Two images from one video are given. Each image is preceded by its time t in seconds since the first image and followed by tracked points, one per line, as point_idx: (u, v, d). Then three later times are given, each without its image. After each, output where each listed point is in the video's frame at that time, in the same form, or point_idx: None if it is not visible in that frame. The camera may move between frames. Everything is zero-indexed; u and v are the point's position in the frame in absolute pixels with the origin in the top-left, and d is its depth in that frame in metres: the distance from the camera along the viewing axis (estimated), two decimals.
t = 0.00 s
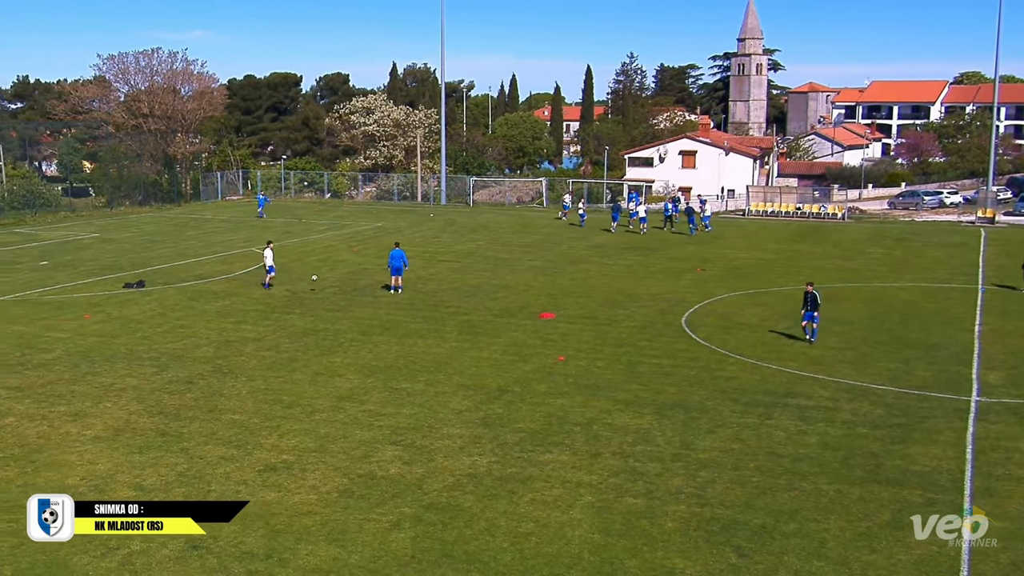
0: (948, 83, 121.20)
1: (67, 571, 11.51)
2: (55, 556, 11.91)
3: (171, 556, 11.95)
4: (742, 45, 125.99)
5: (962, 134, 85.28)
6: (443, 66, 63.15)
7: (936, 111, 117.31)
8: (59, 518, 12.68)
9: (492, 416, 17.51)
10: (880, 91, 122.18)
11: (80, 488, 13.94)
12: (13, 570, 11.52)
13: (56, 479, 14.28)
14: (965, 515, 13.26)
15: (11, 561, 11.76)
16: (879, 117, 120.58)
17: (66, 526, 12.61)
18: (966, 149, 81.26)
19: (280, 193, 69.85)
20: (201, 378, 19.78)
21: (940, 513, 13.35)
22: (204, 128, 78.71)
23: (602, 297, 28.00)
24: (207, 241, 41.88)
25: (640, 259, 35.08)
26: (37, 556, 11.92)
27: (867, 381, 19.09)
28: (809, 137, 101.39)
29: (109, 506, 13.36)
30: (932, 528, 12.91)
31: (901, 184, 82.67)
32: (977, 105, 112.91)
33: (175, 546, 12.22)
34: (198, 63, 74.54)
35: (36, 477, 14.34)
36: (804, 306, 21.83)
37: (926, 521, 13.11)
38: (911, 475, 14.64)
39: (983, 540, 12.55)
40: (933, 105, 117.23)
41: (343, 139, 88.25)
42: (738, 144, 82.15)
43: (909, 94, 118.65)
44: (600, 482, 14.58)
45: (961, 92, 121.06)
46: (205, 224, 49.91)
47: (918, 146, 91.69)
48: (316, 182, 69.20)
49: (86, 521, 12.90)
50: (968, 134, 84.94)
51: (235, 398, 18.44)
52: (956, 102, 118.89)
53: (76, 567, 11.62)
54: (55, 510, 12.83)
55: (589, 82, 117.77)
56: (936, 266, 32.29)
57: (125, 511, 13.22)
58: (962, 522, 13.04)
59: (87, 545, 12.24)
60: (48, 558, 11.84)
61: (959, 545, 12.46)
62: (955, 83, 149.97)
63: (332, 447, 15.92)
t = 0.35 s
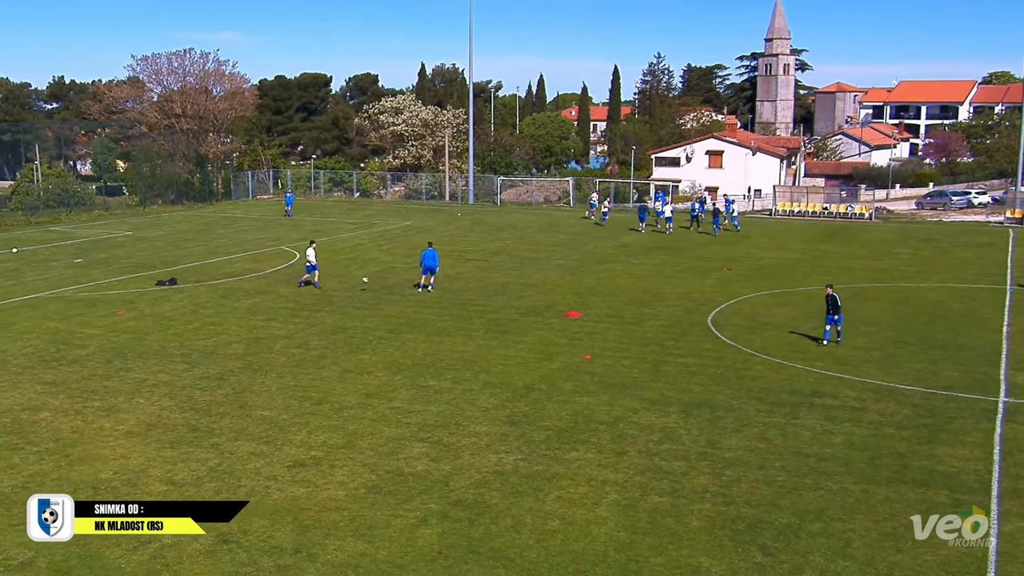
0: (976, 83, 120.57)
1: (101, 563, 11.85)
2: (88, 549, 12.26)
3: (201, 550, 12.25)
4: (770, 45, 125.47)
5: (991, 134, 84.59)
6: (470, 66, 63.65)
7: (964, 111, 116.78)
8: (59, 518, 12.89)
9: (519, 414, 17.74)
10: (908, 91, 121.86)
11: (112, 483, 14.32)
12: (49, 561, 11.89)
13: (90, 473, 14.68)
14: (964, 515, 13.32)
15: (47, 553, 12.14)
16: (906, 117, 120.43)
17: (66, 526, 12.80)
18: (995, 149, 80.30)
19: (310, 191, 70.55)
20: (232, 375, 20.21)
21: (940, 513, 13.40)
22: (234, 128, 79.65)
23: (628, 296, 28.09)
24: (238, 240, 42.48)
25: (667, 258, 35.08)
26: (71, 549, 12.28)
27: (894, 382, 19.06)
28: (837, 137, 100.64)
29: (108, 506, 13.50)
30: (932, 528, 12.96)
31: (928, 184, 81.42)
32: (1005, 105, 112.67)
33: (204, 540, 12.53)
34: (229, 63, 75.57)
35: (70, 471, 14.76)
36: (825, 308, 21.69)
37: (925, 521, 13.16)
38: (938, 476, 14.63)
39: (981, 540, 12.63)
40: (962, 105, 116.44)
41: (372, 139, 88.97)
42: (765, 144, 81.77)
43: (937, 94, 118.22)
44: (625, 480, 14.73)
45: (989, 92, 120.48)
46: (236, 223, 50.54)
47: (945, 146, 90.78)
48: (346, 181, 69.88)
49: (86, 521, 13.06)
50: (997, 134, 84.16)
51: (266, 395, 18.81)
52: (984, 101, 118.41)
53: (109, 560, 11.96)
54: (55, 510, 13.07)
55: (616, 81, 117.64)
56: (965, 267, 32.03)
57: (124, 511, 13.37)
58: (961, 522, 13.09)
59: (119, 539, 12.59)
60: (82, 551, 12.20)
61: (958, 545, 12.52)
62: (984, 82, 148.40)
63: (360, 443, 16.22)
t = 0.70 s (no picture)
0: (987, 83, 120.10)
1: (117, 558, 12.09)
2: (104, 545, 12.47)
3: (217, 545, 12.47)
4: (781, 46, 125.19)
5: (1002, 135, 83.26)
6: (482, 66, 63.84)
7: (975, 111, 116.32)
8: (58, 519, 12.97)
9: (531, 411, 17.90)
10: (918, 91, 121.57)
11: (129, 479, 14.56)
12: (66, 556, 12.14)
13: (107, 469, 14.95)
14: (964, 515, 13.34)
15: (65, 547, 12.41)
16: (917, 117, 120.05)
17: (67, 526, 12.89)
18: (1006, 150, 79.15)
19: (324, 191, 70.83)
20: (246, 372, 20.47)
21: (940, 513, 13.43)
22: (249, 127, 80.10)
23: (640, 295, 28.18)
24: (252, 239, 42.80)
25: (677, 258, 35.14)
26: (87, 545, 12.49)
27: (905, 381, 19.09)
28: (848, 137, 100.35)
29: (109, 506, 13.59)
30: (931, 528, 13.00)
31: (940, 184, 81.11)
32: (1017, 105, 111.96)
33: (219, 536, 12.74)
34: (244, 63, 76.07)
35: (88, 467, 15.02)
36: (832, 308, 21.67)
37: (925, 521, 13.20)
38: (948, 475, 14.69)
39: (982, 540, 12.66)
40: (973, 105, 115.97)
41: (386, 139, 89.29)
42: (776, 144, 81.57)
43: (946, 94, 117.89)
44: (636, 478, 14.87)
45: (1000, 92, 119.97)
46: (250, 222, 50.89)
47: (956, 146, 90.33)
48: (359, 181, 70.19)
49: (86, 521, 13.13)
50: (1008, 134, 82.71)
51: (280, 392, 19.04)
52: (996, 101, 117.88)
53: (125, 555, 12.20)
54: (55, 510, 13.17)
55: (629, 81, 117.58)
56: (977, 266, 31.95)
57: (124, 511, 13.45)
58: (962, 522, 13.12)
59: (136, 534, 12.82)
60: (99, 546, 12.43)
61: (958, 545, 12.55)
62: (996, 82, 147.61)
63: (373, 441, 16.43)
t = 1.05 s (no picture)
0: (989, 83, 120.04)
1: (125, 555, 12.21)
2: (112, 542, 12.60)
3: (223, 542, 12.59)
4: (784, 46, 125.17)
5: (1004, 134, 83.41)
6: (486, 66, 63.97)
7: (977, 111, 116.30)
8: (58, 518, 13.02)
9: (535, 409, 18.02)
10: (919, 91, 121.59)
11: (137, 476, 14.71)
12: (75, 553, 12.27)
13: (115, 466, 15.09)
14: (964, 515, 13.39)
15: (72, 544, 12.53)
16: (919, 117, 119.97)
17: (66, 526, 12.92)
18: (1008, 149, 79.37)
19: (330, 190, 70.96)
20: (254, 370, 20.63)
21: (940, 513, 13.48)
22: (255, 128, 80.31)
23: (643, 294, 28.29)
24: (258, 238, 42.92)
25: (681, 257, 35.24)
26: (94, 542, 12.62)
27: (906, 379, 19.19)
28: (850, 136, 100.43)
29: (108, 506, 13.62)
30: (931, 528, 13.05)
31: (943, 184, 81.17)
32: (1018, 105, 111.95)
33: (226, 532, 12.89)
34: (250, 64, 76.30)
35: (97, 464, 15.15)
36: (835, 308, 21.72)
37: (925, 521, 13.25)
38: (950, 473, 14.77)
39: (981, 540, 12.72)
40: (974, 105, 115.98)
41: (391, 139, 89.46)
42: (779, 144, 81.55)
43: (947, 94, 117.85)
44: (640, 475, 14.99)
45: (1002, 92, 119.97)
46: (256, 221, 51.05)
47: (959, 146, 90.13)
48: (365, 180, 70.32)
49: (86, 521, 13.18)
50: (1010, 133, 83.01)
51: (287, 390, 19.19)
52: (998, 101, 117.83)
53: (133, 551, 12.33)
54: (55, 510, 13.22)
55: (633, 81, 117.64)
56: (979, 265, 32.04)
57: (124, 511, 13.49)
58: (962, 522, 13.18)
59: (143, 532, 12.93)
60: (106, 543, 12.56)
61: (956, 545, 12.62)
62: (998, 82, 147.47)
63: (378, 438, 16.57)
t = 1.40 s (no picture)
0: (991, 82, 119.96)
1: (126, 555, 12.23)
2: (113, 542, 12.61)
3: (225, 542, 12.61)
4: (785, 45, 125.15)
5: (1006, 134, 83.62)
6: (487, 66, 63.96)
7: (979, 111, 116.21)
8: (59, 519, 13.04)
9: (536, 409, 18.02)
10: (921, 91, 121.51)
11: (138, 476, 14.72)
12: (76, 552, 12.29)
13: (117, 466, 15.10)
14: (965, 515, 13.39)
15: (73, 543, 12.56)
16: (921, 117, 119.90)
17: (66, 526, 12.95)
18: (1010, 149, 79.41)
19: (331, 190, 71.03)
20: (254, 370, 20.63)
21: (940, 513, 13.48)
22: (256, 128, 80.34)
23: (644, 294, 28.29)
24: (259, 238, 42.92)
25: (682, 257, 35.23)
26: (95, 542, 12.62)
27: (908, 379, 19.19)
28: (851, 136, 100.40)
29: (110, 506, 13.66)
30: (932, 528, 13.05)
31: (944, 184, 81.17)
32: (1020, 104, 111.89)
33: (228, 532, 12.90)
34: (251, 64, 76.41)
35: (98, 464, 15.16)
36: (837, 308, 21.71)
37: (926, 521, 13.25)
38: (951, 473, 14.77)
39: (981, 540, 12.72)
40: (976, 105, 115.91)
41: (391, 138, 89.50)
42: (781, 144, 81.57)
43: (949, 94, 117.78)
44: (641, 475, 14.99)
45: (1004, 92, 119.88)
46: (257, 221, 51.09)
47: (960, 146, 90.20)
48: (366, 180, 70.39)
49: (87, 521, 13.21)
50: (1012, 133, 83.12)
51: (287, 390, 19.20)
52: (1000, 101, 117.74)
53: (134, 551, 12.34)
54: (56, 510, 13.25)
55: (634, 81, 117.63)
56: (980, 265, 32.03)
57: (124, 511, 13.51)
58: (962, 522, 13.17)
59: (144, 531, 12.94)
60: (108, 543, 12.58)
61: (957, 545, 12.61)
62: (1000, 82, 147.37)
63: (380, 438, 16.57)
